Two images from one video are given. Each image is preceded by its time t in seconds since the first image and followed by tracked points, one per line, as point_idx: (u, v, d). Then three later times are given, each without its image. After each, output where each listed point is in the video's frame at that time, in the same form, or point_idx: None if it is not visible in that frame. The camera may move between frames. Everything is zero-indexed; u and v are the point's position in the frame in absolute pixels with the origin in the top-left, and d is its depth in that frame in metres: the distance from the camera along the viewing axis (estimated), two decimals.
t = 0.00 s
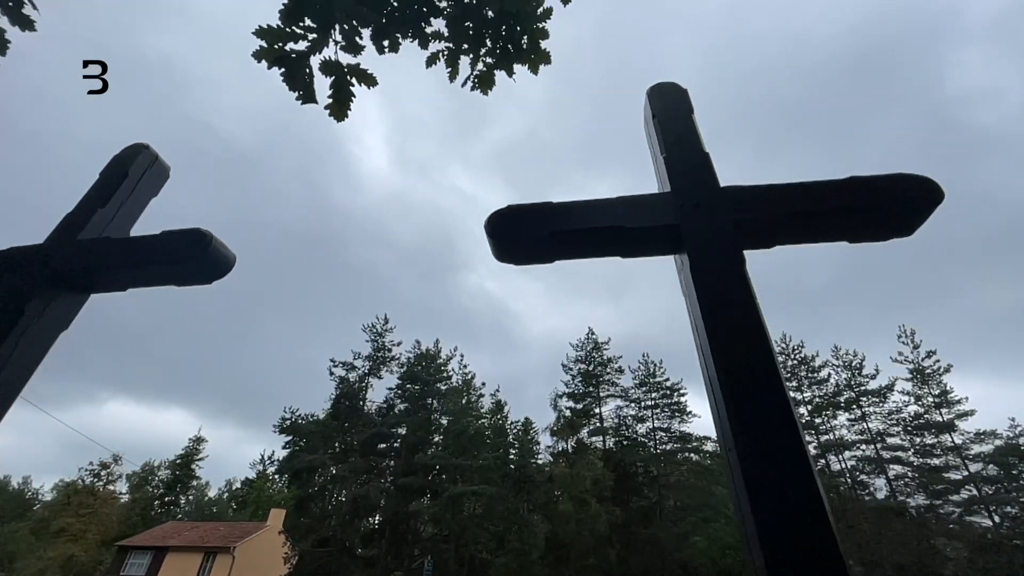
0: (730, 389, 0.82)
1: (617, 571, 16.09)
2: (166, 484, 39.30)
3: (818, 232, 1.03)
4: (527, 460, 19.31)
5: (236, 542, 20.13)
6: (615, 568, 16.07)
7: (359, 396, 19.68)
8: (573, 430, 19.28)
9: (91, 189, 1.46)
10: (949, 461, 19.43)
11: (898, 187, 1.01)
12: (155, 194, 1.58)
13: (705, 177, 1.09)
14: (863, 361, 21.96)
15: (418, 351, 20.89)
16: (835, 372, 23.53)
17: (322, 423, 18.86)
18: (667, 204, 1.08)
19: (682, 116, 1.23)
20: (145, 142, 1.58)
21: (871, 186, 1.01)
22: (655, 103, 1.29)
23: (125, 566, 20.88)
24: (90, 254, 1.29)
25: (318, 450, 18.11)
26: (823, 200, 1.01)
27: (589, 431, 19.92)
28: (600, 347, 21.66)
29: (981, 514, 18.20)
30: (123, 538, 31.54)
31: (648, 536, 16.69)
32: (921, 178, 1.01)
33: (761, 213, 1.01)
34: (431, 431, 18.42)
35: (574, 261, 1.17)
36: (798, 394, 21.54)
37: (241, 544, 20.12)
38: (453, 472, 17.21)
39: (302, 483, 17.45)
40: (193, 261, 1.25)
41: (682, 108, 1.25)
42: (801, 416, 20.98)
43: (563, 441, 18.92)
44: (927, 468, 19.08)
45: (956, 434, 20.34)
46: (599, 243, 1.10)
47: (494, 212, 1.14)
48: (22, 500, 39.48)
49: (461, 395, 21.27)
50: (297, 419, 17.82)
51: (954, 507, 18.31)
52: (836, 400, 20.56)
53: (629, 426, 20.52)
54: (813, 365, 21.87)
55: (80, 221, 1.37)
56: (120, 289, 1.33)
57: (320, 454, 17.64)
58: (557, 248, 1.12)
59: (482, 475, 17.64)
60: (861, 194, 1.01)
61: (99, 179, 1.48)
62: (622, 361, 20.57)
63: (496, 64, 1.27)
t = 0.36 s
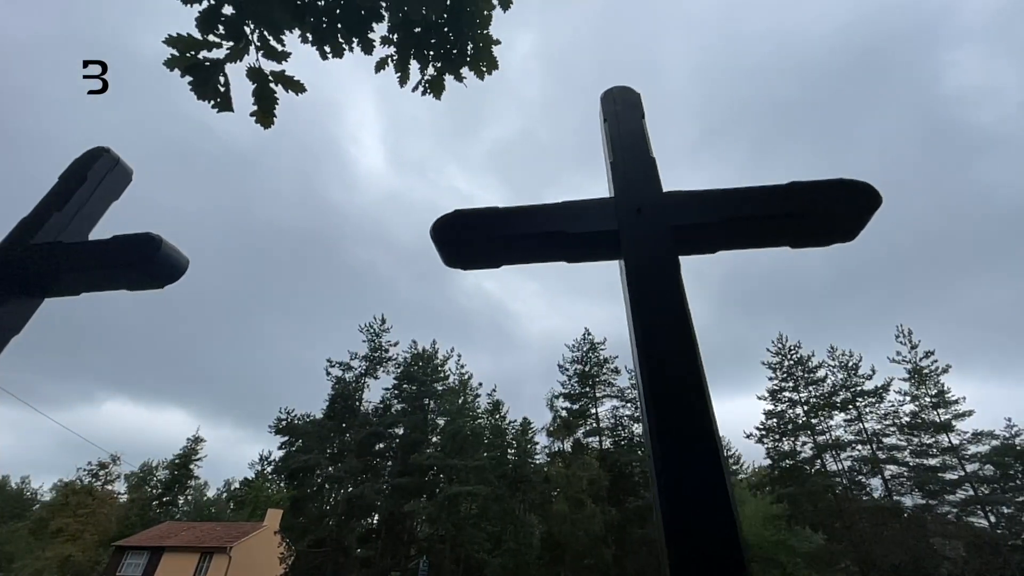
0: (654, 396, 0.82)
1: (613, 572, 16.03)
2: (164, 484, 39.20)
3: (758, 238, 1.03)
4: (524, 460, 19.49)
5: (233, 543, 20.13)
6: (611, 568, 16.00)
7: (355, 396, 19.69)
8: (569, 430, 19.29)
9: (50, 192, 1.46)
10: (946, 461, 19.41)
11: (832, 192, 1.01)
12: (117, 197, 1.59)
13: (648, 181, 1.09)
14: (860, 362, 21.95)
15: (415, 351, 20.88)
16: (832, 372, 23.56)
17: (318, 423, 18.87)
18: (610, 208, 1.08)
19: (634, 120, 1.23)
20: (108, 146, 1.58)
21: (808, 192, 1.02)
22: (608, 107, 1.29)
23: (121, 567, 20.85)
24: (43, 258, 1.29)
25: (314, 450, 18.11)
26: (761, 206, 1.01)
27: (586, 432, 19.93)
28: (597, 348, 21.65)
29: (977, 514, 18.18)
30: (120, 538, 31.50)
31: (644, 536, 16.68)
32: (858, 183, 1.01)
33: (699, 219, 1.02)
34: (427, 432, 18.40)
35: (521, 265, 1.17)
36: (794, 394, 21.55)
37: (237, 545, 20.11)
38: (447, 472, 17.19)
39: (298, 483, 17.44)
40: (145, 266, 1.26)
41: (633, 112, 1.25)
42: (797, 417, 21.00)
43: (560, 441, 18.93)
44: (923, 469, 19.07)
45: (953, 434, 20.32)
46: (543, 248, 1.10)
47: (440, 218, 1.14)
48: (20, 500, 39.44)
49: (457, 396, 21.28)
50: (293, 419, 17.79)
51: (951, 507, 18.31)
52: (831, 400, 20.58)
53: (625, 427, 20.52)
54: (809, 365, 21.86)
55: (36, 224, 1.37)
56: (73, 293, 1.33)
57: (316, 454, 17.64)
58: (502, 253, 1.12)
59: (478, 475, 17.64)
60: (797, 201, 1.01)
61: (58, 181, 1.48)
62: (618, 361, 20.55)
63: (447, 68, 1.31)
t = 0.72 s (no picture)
0: (575, 402, 0.84)
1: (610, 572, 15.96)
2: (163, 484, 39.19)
3: (695, 248, 1.04)
4: (522, 458, 19.46)
5: (230, 543, 20.15)
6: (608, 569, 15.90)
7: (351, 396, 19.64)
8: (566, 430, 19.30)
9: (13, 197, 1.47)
10: (942, 461, 19.43)
11: (771, 200, 1.01)
12: (83, 203, 1.60)
13: (587, 191, 1.11)
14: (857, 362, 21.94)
15: (412, 351, 20.87)
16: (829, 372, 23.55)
17: (314, 424, 18.88)
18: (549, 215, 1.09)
19: (580, 128, 1.25)
20: (72, 152, 1.59)
21: (746, 202, 1.02)
22: (558, 114, 1.30)
23: (118, 566, 20.87)
24: None
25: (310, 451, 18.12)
26: (701, 215, 1.01)
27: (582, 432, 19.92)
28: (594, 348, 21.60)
29: (973, 514, 18.20)
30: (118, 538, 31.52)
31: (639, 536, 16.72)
32: (792, 192, 1.02)
33: (637, 227, 1.02)
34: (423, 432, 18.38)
35: (468, 271, 1.18)
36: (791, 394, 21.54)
37: (234, 545, 20.14)
38: (443, 473, 17.15)
39: (294, 483, 17.46)
40: (99, 272, 1.28)
41: (582, 121, 1.26)
42: (794, 417, 21.00)
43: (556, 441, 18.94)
44: (920, 469, 19.07)
45: (950, 435, 20.31)
46: (486, 256, 1.11)
47: (386, 225, 1.15)
48: (20, 500, 39.49)
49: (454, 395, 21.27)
50: (289, 420, 17.74)
51: (947, 507, 18.31)
52: (828, 400, 20.59)
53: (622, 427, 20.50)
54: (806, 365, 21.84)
55: None
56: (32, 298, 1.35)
57: (311, 455, 17.66)
58: (447, 258, 1.13)
59: (474, 475, 17.65)
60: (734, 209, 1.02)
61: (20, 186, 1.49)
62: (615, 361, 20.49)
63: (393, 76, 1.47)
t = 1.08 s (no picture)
0: (506, 407, 0.87)
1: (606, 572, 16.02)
2: (161, 484, 39.15)
3: (634, 259, 1.08)
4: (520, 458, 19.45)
5: (227, 543, 20.18)
6: (604, 569, 15.93)
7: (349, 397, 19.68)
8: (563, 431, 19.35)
9: None
10: (938, 461, 19.46)
11: (706, 211, 1.05)
12: (59, 210, 1.64)
13: (535, 202, 1.15)
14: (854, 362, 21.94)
15: (410, 352, 20.88)
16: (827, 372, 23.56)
17: (312, 424, 18.92)
18: (498, 225, 1.13)
19: (533, 141, 1.29)
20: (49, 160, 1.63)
21: (681, 213, 1.06)
22: (512, 127, 1.34)
23: (115, 566, 20.88)
24: None
25: (307, 451, 18.15)
26: (638, 227, 1.05)
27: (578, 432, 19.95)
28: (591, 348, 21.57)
29: (969, 513, 18.24)
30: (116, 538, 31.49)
31: (635, 537, 16.74)
32: (728, 202, 1.05)
33: (578, 238, 1.06)
34: (420, 432, 18.37)
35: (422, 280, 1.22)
36: (787, 394, 21.56)
37: (231, 545, 20.17)
38: (440, 473, 17.18)
39: (290, 483, 17.49)
40: (70, 279, 1.32)
41: (536, 133, 1.31)
42: (790, 417, 21.03)
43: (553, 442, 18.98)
44: (916, 469, 19.11)
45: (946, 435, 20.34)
46: (437, 263, 1.15)
47: (341, 236, 1.19)
48: (19, 500, 39.49)
49: (452, 396, 21.29)
50: (286, 420, 17.79)
51: (943, 507, 18.39)
52: (823, 400, 20.63)
53: (619, 427, 20.51)
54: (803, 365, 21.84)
55: None
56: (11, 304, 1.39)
57: (308, 455, 17.71)
58: (401, 268, 1.17)
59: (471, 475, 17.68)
60: (671, 220, 1.05)
61: None
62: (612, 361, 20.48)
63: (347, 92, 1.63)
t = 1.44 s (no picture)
0: (440, 404, 0.90)
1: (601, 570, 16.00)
2: (161, 484, 39.17)
3: (581, 257, 1.11)
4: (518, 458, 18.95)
5: (225, 542, 20.21)
6: (601, 568, 15.95)
7: (346, 396, 19.70)
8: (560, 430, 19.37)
9: None
10: (935, 461, 19.47)
11: (647, 212, 1.07)
12: (32, 210, 1.67)
13: (486, 203, 1.17)
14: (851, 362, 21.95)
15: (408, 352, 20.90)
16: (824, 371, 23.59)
17: (309, 423, 18.95)
18: (448, 226, 1.15)
19: (491, 143, 1.32)
20: (23, 162, 1.67)
21: (625, 215, 1.09)
22: (471, 128, 1.36)
23: (113, 566, 20.90)
24: None
25: (304, 451, 18.18)
26: (583, 227, 1.08)
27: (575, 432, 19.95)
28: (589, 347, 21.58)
29: (965, 513, 18.27)
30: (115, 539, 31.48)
31: (636, 537, 16.90)
32: (671, 204, 1.08)
33: (523, 238, 1.09)
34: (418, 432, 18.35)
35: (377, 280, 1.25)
36: (784, 393, 21.57)
37: (229, 545, 20.20)
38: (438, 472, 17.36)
39: (287, 483, 17.51)
40: (34, 280, 1.35)
41: (493, 133, 1.33)
42: (787, 416, 21.03)
43: (550, 441, 18.99)
44: (912, 468, 19.15)
45: (942, 434, 20.39)
46: (390, 263, 1.17)
47: (296, 236, 1.21)
48: (18, 500, 39.51)
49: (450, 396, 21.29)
50: (284, 420, 17.85)
51: (939, 506, 18.47)
52: (820, 399, 20.65)
53: (616, 426, 20.49)
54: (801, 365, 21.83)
55: None
56: None
57: (304, 455, 17.76)
58: (354, 267, 1.20)
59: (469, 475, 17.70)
60: (613, 220, 1.08)
61: None
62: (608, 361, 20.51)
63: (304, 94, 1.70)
